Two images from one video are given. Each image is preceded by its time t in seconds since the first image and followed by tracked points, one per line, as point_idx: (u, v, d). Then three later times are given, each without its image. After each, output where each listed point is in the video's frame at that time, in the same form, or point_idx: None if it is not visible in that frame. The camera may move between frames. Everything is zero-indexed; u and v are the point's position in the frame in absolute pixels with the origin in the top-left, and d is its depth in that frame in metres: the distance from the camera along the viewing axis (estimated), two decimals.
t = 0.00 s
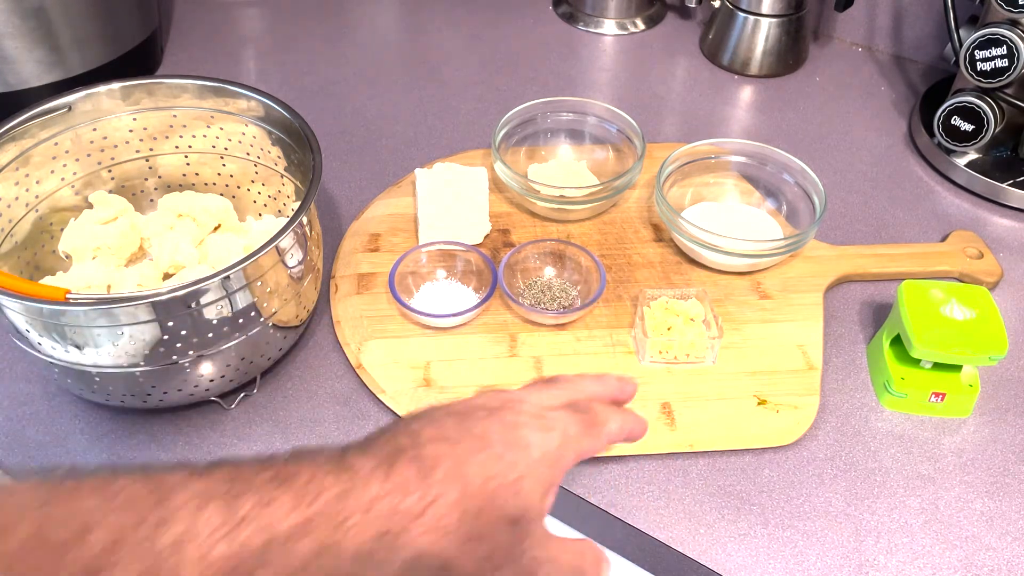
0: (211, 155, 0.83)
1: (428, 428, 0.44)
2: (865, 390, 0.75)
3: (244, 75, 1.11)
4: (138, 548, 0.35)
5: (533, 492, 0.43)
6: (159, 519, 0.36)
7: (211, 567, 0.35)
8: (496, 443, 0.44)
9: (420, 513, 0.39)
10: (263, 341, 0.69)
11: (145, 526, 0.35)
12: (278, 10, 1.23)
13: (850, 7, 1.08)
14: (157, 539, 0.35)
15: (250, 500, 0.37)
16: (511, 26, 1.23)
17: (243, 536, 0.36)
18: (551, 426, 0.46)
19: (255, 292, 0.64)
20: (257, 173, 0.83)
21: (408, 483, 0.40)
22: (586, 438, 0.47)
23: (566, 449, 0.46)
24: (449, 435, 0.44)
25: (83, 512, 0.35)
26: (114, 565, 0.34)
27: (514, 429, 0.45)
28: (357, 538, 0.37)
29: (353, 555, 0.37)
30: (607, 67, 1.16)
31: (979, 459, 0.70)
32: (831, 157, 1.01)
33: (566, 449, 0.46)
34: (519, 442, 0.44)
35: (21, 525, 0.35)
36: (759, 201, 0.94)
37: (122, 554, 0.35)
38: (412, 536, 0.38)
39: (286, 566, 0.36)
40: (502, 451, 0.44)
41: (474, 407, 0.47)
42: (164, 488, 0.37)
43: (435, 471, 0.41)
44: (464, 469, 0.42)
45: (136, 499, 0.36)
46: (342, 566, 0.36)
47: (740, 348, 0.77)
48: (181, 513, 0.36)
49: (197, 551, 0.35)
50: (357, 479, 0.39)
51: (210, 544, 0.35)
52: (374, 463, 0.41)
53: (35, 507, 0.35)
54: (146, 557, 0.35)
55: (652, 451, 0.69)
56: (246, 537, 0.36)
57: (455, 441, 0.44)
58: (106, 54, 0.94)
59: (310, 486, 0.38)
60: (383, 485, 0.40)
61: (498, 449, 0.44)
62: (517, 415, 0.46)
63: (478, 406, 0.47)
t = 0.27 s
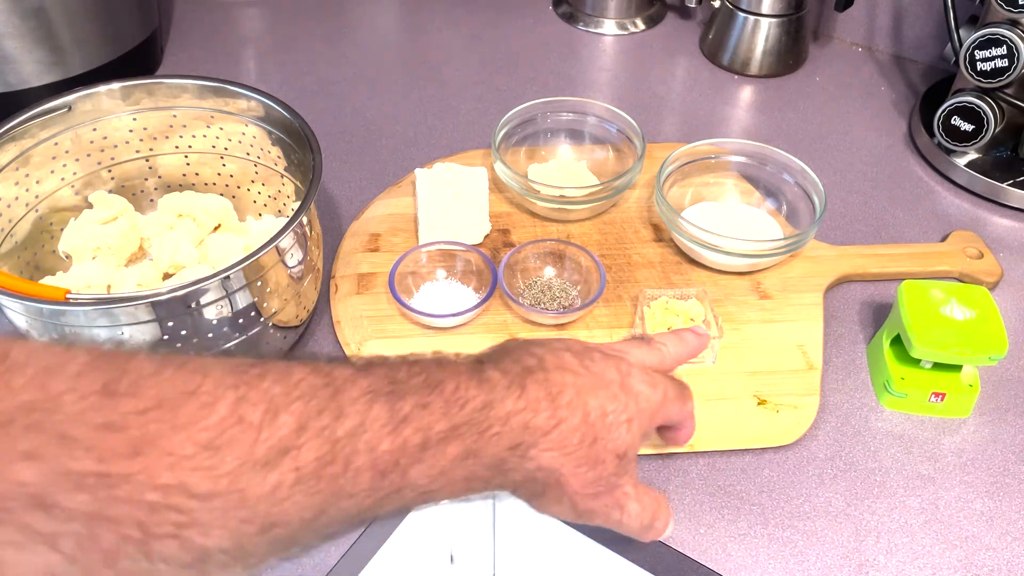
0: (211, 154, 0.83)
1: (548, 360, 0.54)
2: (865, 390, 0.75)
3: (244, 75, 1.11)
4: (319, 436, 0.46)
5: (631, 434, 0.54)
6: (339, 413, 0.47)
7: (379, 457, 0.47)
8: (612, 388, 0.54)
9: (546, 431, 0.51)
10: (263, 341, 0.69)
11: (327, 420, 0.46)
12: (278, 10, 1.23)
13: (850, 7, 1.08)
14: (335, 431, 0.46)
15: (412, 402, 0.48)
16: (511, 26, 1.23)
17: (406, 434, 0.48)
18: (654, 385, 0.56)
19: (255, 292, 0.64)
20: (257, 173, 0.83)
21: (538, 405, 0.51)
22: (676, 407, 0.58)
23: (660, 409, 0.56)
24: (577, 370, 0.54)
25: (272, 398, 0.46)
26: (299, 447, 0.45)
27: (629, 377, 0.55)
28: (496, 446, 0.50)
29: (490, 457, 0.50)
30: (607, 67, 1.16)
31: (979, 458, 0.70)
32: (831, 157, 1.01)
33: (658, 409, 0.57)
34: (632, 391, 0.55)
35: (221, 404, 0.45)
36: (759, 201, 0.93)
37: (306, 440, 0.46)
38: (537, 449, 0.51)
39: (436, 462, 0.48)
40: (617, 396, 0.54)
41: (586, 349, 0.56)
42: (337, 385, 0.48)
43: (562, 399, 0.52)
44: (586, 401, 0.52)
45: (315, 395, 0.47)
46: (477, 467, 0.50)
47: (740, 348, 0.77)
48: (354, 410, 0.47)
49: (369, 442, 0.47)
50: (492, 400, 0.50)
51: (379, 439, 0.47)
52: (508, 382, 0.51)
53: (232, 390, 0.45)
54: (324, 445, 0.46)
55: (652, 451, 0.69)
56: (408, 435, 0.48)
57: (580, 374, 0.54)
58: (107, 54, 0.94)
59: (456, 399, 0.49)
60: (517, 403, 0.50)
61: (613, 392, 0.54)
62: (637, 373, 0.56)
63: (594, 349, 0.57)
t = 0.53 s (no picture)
0: (211, 155, 0.83)
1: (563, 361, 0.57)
2: (865, 389, 0.75)
3: (244, 75, 1.11)
4: (351, 430, 0.47)
5: (645, 434, 0.56)
6: (370, 408, 0.48)
7: (408, 452, 0.48)
8: (627, 390, 0.57)
9: (566, 429, 0.53)
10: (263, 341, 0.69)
11: (359, 415, 0.48)
12: (278, 11, 1.23)
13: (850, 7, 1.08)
14: (366, 426, 0.48)
15: (440, 398, 0.50)
16: (511, 26, 1.23)
17: (434, 430, 0.49)
18: (668, 389, 0.59)
19: (255, 292, 0.64)
20: (256, 173, 0.83)
21: (557, 403, 0.54)
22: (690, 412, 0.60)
23: (675, 413, 0.58)
24: (594, 371, 0.57)
25: (306, 393, 0.47)
26: (332, 441, 0.47)
27: (643, 381, 0.58)
28: (519, 442, 0.52)
29: (513, 454, 0.52)
30: (607, 67, 1.16)
31: (979, 458, 0.70)
32: (831, 157, 1.01)
33: (673, 412, 0.59)
34: (647, 394, 0.57)
35: (259, 399, 0.46)
36: (759, 201, 0.93)
37: (339, 434, 0.47)
38: (557, 446, 0.53)
39: (462, 457, 0.50)
40: (632, 398, 0.57)
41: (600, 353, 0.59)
42: (367, 380, 0.50)
43: (581, 398, 0.54)
44: (602, 400, 0.55)
45: (346, 390, 0.49)
46: (501, 462, 0.52)
47: (740, 348, 0.76)
48: (384, 405, 0.49)
49: (399, 436, 0.48)
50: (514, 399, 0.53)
51: (408, 434, 0.49)
52: (529, 380, 0.54)
53: (268, 385, 0.47)
54: (355, 440, 0.47)
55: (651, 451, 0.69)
56: (437, 431, 0.49)
57: (597, 374, 0.56)
58: (107, 54, 0.94)
59: (480, 397, 0.52)
60: (538, 402, 0.53)
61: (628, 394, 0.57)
62: (651, 378, 0.59)
63: (611, 352, 0.60)
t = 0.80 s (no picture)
0: (211, 155, 0.83)
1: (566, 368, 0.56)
2: (865, 390, 0.75)
3: (244, 75, 1.11)
4: (353, 437, 0.47)
5: (644, 445, 0.56)
6: (371, 415, 0.48)
7: (408, 459, 0.48)
8: (627, 400, 0.56)
9: (565, 439, 0.53)
10: (263, 341, 0.69)
11: (361, 421, 0.48)
12: (278, 11, 1.23)
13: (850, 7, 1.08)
14: (367, 433, 0.48)
15: (441, 405, 0.50)
16: (511, 26, 1.23)
17: (434, 438, 0.49)
18: (669, 398, 0.58)
19: (255, 292, 0.64)
20: (256, 173, 0.83)
21: (556, 412, 0.53)
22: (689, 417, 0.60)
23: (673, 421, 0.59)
24: (594, 380, 0.56)
25: (309, 400, 0.47)
26: (333, 448, 0.46)
27: (644, 391, 0.57)
28: (517, 451, 0.52)
29: (514, 460, 0.52)
30: (607, 67, 1.16)
31: (979, 459, 0.70)
32: (831, 157, 1.01)
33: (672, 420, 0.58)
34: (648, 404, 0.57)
35: (260, 404, 0.46)
36: (759, 201, 0.93)
37: (340, 441, 0.47)
38: (555, 456, 0.53)
39: (460, 466, 0.50)
40: (632, 408, 0.56)
41: (601, 361, 0.58)
42: (370, 387, 0.49)
43: (580, 409, 0.54)
44: (602, 410, 0.55)
45: (348, 396, 0.48)
46: (502, 468, 0.52)
47: (740, 348, 0.77)
48: (386, 412, 0.49)
49: (400, 443, 0.48)
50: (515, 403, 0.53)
51: (409, 441, 0.48)
52: (528, 388, 0.54)
53: (271, 390, 0.47)
54: (356, 446, 0.47)
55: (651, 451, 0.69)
56: (437, 438, 0.49)
57: (597, 383, 0.56)
58: (107, 54, 0.94)
59: (481, 404, 0.51)
60: (536, 411, 0.53)
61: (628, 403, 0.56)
62: (652, 387, 0.58)
63: (611, 359, 0.59)
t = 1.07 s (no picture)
0: (211, 155, 0.83)
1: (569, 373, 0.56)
2: (865, 389, 0.75)
3: (244, 75, 1.11)
4: (365, 439, 0.47)
5: (654, 441, 0.57)
6: (383, 415, 0.48)
7: (420, 460, 0.48)
8: (634, 398, 0.57)
9: (577, 439, 0.53)
10: (263, 341, 0.69)
11: (373, 422, 0.47)
12: (278, 11, 1.23)
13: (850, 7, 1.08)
14: (380, 433, 0.47)
15: (452, 406, 0.49)
16: (511, 26, 1.23)
17: (446, 439, 0.48)
18: (671, 394, 0.59)
19: (255, 292, 0.64)
20: (256, 173, 0.83)
21: (567, 414, 0.53)
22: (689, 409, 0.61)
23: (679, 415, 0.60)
24: (601, 380, 0.56)
25: (321, 400, 0.47)
26: (345, 449, 0.46)
27: (649, 388, 0.58)
28: (530, 452, 0.51)
29: (524, 463, 0.51)
30: (607, 67, 1.16)
31: (979, 459, 0.70)
32: (831, 157, 1.01)
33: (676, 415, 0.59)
34: (653, 400, 0.58)
35: (272, 405, 0.46)
36: (759, 201, 0.93)
37: (352, 442, 0.46)
38: (569, 456, 0.53)
39: (473, 467, 0.49)
40: (640, 406, 0.57)
41: (607, 362, 0.58)
42: (382, 388, 0.49)
43: (591, 408, 0.54)
44: (613, 410, 0.55)
45: (360, 397, 0.48)
46: (512, 472, 0.51)
47: (740, 348, 0.77)
48: (399, 411, 0.48)
49: (412, 444, 0.48)
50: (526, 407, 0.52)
51: (421, 442, 0.48)
52: (539, 390, 0.53)
53: (282, 392, 0.46)
54: (369, 447, 0.47)
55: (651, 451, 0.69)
56: (449, 440, 0.49)
57: (605, 383, 0.56)
58: (107, 54, 0.94)
59: (494, 404, 0.51)
60: (548, 412, 0.52)
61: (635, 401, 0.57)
62: (655, 383, 0.59)
63: (615, 358, 0.59)
